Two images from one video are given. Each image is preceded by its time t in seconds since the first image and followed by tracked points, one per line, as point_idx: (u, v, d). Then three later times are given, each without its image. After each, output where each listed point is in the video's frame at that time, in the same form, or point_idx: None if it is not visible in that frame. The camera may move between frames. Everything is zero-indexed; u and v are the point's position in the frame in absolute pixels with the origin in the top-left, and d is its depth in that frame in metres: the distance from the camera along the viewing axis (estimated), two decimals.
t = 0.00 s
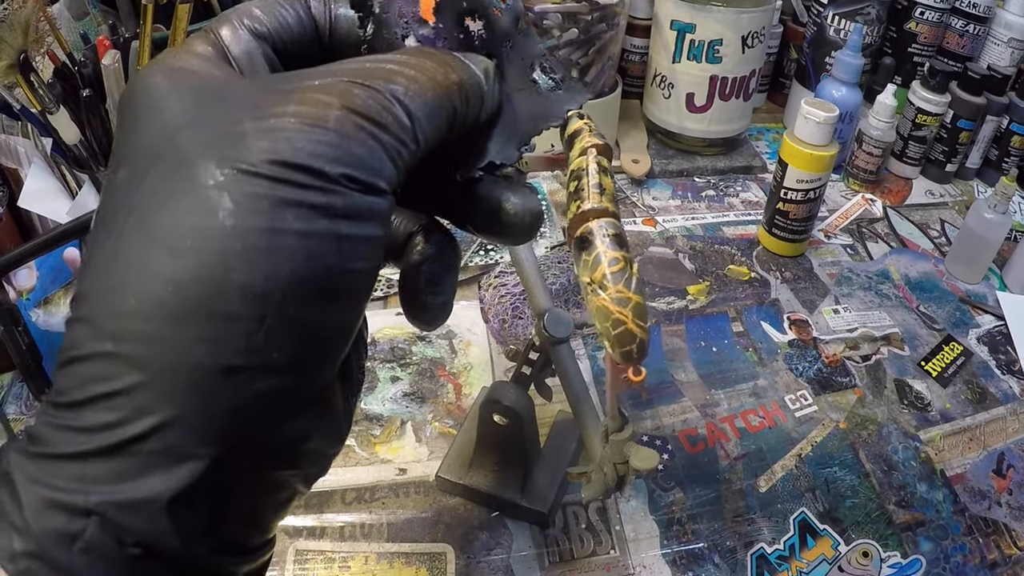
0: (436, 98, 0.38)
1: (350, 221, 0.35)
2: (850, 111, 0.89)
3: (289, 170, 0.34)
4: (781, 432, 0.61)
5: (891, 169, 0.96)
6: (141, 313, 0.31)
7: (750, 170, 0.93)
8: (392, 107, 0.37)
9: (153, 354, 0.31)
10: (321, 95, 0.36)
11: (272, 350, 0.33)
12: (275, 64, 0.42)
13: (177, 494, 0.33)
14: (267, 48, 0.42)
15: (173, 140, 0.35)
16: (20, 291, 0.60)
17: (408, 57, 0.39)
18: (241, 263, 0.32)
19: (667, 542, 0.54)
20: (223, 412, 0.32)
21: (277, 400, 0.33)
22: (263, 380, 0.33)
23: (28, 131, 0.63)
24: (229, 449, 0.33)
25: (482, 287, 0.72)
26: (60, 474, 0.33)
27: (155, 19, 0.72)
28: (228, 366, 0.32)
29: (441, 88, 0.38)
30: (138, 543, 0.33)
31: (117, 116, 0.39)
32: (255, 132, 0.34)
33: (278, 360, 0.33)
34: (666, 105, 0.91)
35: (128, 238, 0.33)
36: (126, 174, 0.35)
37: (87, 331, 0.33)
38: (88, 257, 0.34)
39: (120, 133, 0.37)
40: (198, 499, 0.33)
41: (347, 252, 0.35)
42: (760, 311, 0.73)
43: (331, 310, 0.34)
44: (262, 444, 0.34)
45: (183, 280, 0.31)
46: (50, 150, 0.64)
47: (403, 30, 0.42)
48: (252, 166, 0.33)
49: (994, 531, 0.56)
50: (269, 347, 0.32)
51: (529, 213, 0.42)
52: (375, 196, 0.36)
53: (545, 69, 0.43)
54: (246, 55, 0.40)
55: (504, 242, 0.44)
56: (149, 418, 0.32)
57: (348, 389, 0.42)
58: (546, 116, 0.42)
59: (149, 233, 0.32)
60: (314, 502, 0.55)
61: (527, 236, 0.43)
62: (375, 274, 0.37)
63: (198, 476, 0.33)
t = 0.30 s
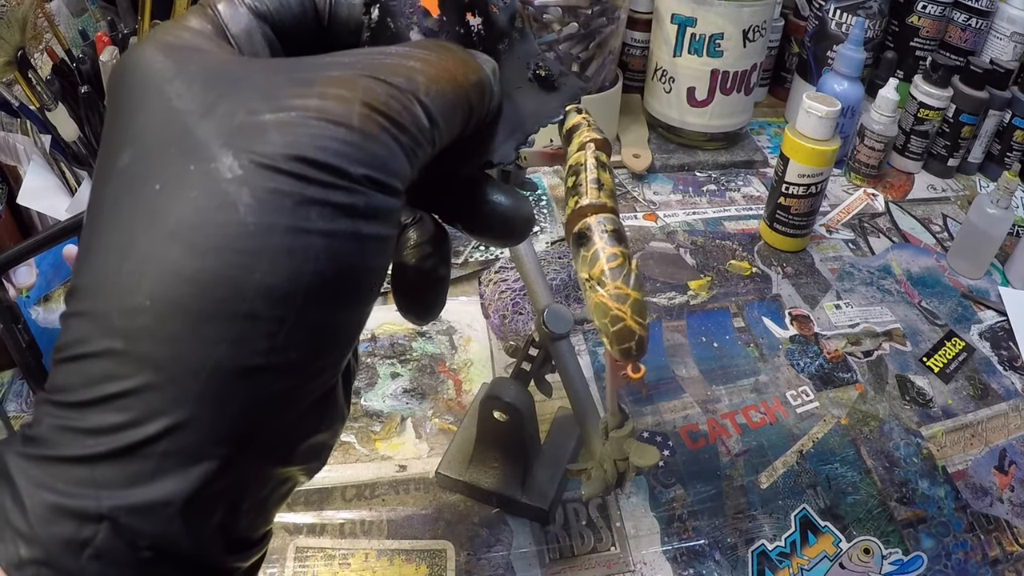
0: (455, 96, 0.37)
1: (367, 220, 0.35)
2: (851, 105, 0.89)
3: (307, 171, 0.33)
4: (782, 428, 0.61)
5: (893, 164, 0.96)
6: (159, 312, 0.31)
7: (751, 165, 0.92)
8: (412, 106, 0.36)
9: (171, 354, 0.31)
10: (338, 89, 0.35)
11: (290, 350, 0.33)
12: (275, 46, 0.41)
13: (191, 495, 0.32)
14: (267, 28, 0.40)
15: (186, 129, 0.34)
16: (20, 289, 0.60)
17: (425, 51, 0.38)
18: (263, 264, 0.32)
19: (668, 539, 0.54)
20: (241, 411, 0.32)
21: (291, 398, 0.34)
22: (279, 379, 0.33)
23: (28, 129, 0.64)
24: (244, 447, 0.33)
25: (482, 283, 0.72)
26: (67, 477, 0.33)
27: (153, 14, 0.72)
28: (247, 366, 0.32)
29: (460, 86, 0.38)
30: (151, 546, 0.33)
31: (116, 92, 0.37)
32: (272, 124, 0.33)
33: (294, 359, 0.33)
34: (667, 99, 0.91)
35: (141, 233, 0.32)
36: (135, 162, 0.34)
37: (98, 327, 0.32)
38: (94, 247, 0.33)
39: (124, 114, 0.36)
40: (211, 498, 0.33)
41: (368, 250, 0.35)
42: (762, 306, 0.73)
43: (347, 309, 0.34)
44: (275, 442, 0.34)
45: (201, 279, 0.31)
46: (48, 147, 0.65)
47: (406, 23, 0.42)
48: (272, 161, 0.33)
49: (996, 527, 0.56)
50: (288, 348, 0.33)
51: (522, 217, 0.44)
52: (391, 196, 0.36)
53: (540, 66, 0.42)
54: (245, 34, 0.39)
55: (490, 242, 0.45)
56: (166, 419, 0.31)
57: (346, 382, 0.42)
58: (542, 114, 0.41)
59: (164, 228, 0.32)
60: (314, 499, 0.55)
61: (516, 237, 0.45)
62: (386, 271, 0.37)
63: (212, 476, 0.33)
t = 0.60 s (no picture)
0: (459, 91, 0.37)
1: (367, 215, 0.34)
2: (851, 103, 0.89)
3: (310, 165, 0.33)
4: (783, 426, 0.61)
5: (893, 161, 0.96)
6: (162, 307, 0.31)
7: (751, 163, 0.92)
8: (416, 101, 0.36)
9: (174, 350, 0.31)
10: (343, 84, 0.34)
11: (294, 346, 0.32)
12: (277, 40, 0.41)
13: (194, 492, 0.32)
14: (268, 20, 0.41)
15: (188, 123, 0.33)
16: (19, 289, 0.60)
17: (428, 45, 0.38)
18: (266, 259, 0.31)
19: (669, 537, 0.54)
20: (245, 407, 0.32)
21: (295, 395, 0.33)
22: (284, 375, 0.33)
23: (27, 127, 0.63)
24: (248, 444, 0.33)
25: (482, 281, 0.72)
26: (68, 474, 0.32)
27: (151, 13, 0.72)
28: (251, 362, 0.32)
29: (465, 81, 0.37)
30: (153, 544, 0.32)
31: (118, 88, 0.37)
32: (275, 118, 0.33)
33: (299, 355, 0.33)
34: (667, 96, 0.90)
35: (144, 228, 0.32)
36: (136, 157, 0.34)
37: (100, 323, 0.32)
38: (97, 242, 0.33)
39: (125, 109, 0.36)
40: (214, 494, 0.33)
41: (371, 247, 0.34)
42: (762, 304, 0.73)
43: (353, 304, 0.34)
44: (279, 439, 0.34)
45: (206, 274, 0.31)
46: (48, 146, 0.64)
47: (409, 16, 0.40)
48: (276, 156, 0.32)
49: (997, 525, 0.56)
50: (292, 344, 0.32)
51: (525, 216, 0.43)
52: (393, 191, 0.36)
53: (541, 63, 0.42)
54: (246, 27, 0.40)
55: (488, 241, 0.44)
56: (169, 416, 0.31)
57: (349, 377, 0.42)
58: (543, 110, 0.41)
59: (167, 224, 0.32)
60: (314, 499, 0.55)
61: (516, 238, 0.44)
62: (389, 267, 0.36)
63: (215, 473, 0.32)
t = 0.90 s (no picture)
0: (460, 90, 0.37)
1: (367, 214, 0.34)
2: (852, 103, 0.89)
3: (312, 164, 0.33)
4: (785, 427, 0.61)
5: (894, 162, 0.96)
6: (164, 307, 0.31)
7: (752, 163, 0.92)
8: (416, 100, 0.36)
9: (176, 350, 0.31)
10: (345, 83, 0.34)
11: (295, 345, 0.33)
12: (280, 40, 0.41)
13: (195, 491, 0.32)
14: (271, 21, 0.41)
15: (190, 122, 0.33)
16: (19, 290, 0.60)
17: (429, 45, 0.38)
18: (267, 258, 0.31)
19: (671, 538, 0.54)
20: (248, 406, 0.32)
21: (296, 393, 0.34)
22: (285, 374, 0.33)
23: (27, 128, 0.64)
24: (251, 443, 0.33)
25: (484, 282, 0.72)
26: (70, 474, 0.32)
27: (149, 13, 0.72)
28: (253, 362, 0.32)
29: (467, 80, 0.37)
30: (155, 543, 0.32)
31: (121, 88, 0.37)
32: (278, 118, 0.33)
33: (301, 354, 0.33)
34: (668, 97, 0.91)
35: (146, 227, 0.32)
36: (139, 157, 0.34)
37: (102, 323, 0.32)
38: (99, 241, 0.33)
39: (128, 109, 0.36)
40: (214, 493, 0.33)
41: (373, 246, 0.34)
42: (763, 305, 0.73)
43: (354, 303, 0.34)
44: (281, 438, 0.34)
45: (208, 274, 0.31)
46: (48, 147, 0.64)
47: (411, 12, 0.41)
48: (278, 155, 0.32)
49: (999, 526, 0.56)
50: (293, 343, 0.32)
51: (525, 217, 0.43)
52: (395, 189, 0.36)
53: (544, 64, 0.42)
54: (249, 27, 0.40)
55: (489, 242, 0.44)
56: (171, 415, 0.31)
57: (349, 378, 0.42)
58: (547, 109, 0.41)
59: (169, 224, 0.32)
60: (316, 500, 0.55)
61: (516, 239, 0.44)
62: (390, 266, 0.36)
63: (217, 473, 0.32)
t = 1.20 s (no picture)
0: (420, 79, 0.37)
1: (332, 208, 0.35)
2: (851, 109, 0.89)
3: (268, 157, 0.33)
4: (785, 432, 0.61)
5: (893, 167, 0.96)
6: (121, 313, 0.31)
7: (752, 169, 0.93)
8: (377, 90, 0.36)
9: (132, 357, 0.31)
10: (308, 77, 0.35)
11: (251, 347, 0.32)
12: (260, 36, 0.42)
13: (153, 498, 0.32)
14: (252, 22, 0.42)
15: (152, 128, 0.34)
16: (24, 295, 0.59)
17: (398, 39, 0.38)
18: (220, 261, 0.31)
19: (672, 543, 0.54)
20: (205, 412, 0.32)
21: (256, 394, 0.33)
22: (243, 377, 0.32)
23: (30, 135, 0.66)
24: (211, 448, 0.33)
25: (485, 289, 0.72)
26: (40, 479, 0.33)
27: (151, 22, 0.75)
28: (209, 367, 0.31)
29: (431, 69, 0.37)
30: (114, 549, 0.33)
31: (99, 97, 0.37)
32: (234, 114, 0.33)
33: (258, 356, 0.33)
34: (668, 104, 0.91)
35: (107, 234, 0.32)
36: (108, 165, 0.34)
37: (65, 331, 0.32)
38: (67, 250, 0.34)
39: (101, 118, 0.36)
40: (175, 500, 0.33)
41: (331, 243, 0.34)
42: (764, 310, 0.73)
43: (316, 301, 0.34)
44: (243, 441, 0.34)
45: (162, 278, 0.31)
46: (52, 154, 0.65)
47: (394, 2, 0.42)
48: (232, 156, 0.32)
49: (999, 529, 0.56)
50: (248, 345, 0.32)
51: (521, 202, 0.44)
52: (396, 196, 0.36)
53: (534, 45, 0.44)
54: (228, 29, 0.40)
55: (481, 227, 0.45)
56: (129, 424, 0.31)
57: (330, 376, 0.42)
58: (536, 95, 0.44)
59: (128, 230, 0.32)
60: (318, 506, 0.55)
61: (509, 225, 0.45)
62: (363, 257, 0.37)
63: (178, 480, 0.32)
